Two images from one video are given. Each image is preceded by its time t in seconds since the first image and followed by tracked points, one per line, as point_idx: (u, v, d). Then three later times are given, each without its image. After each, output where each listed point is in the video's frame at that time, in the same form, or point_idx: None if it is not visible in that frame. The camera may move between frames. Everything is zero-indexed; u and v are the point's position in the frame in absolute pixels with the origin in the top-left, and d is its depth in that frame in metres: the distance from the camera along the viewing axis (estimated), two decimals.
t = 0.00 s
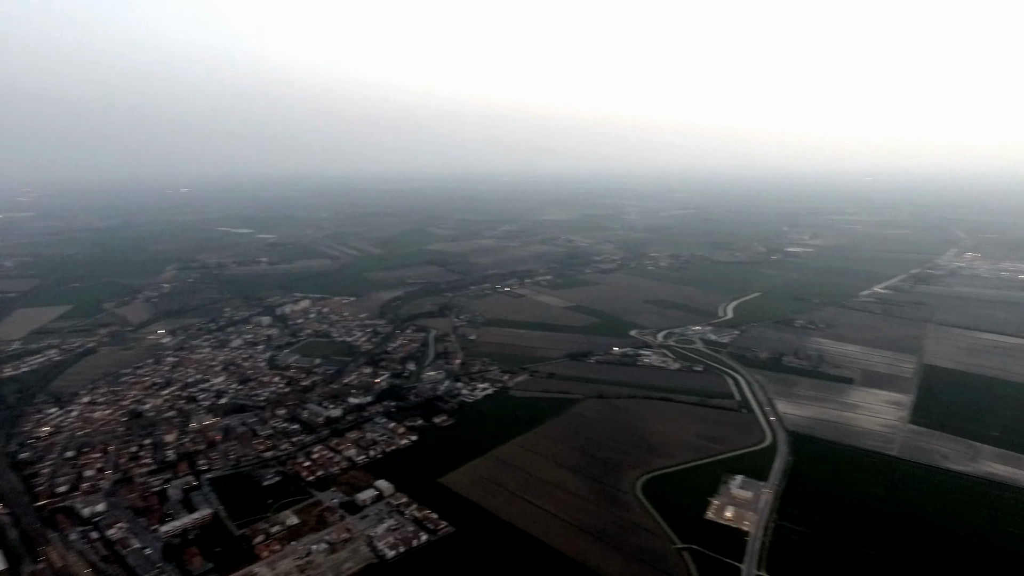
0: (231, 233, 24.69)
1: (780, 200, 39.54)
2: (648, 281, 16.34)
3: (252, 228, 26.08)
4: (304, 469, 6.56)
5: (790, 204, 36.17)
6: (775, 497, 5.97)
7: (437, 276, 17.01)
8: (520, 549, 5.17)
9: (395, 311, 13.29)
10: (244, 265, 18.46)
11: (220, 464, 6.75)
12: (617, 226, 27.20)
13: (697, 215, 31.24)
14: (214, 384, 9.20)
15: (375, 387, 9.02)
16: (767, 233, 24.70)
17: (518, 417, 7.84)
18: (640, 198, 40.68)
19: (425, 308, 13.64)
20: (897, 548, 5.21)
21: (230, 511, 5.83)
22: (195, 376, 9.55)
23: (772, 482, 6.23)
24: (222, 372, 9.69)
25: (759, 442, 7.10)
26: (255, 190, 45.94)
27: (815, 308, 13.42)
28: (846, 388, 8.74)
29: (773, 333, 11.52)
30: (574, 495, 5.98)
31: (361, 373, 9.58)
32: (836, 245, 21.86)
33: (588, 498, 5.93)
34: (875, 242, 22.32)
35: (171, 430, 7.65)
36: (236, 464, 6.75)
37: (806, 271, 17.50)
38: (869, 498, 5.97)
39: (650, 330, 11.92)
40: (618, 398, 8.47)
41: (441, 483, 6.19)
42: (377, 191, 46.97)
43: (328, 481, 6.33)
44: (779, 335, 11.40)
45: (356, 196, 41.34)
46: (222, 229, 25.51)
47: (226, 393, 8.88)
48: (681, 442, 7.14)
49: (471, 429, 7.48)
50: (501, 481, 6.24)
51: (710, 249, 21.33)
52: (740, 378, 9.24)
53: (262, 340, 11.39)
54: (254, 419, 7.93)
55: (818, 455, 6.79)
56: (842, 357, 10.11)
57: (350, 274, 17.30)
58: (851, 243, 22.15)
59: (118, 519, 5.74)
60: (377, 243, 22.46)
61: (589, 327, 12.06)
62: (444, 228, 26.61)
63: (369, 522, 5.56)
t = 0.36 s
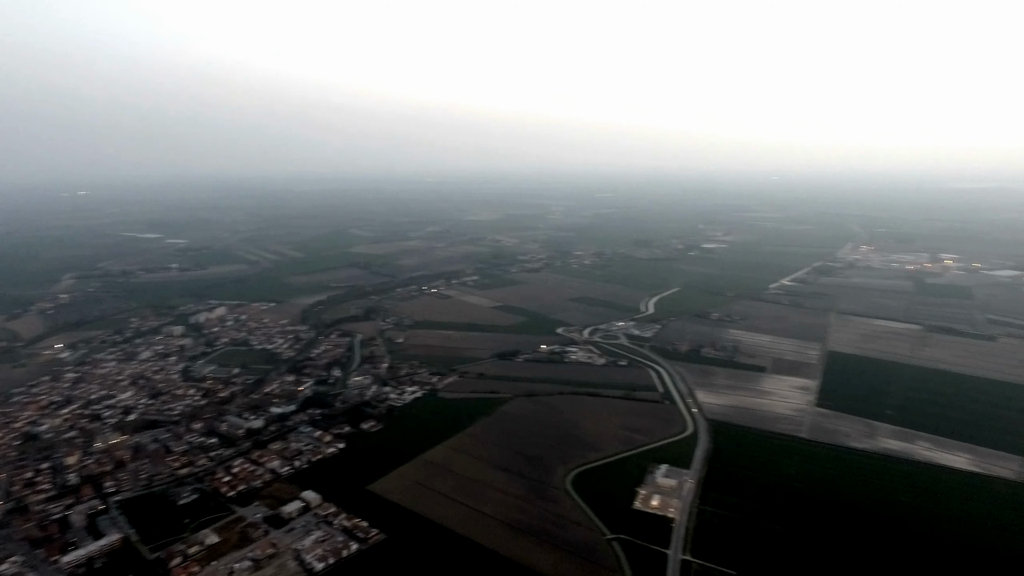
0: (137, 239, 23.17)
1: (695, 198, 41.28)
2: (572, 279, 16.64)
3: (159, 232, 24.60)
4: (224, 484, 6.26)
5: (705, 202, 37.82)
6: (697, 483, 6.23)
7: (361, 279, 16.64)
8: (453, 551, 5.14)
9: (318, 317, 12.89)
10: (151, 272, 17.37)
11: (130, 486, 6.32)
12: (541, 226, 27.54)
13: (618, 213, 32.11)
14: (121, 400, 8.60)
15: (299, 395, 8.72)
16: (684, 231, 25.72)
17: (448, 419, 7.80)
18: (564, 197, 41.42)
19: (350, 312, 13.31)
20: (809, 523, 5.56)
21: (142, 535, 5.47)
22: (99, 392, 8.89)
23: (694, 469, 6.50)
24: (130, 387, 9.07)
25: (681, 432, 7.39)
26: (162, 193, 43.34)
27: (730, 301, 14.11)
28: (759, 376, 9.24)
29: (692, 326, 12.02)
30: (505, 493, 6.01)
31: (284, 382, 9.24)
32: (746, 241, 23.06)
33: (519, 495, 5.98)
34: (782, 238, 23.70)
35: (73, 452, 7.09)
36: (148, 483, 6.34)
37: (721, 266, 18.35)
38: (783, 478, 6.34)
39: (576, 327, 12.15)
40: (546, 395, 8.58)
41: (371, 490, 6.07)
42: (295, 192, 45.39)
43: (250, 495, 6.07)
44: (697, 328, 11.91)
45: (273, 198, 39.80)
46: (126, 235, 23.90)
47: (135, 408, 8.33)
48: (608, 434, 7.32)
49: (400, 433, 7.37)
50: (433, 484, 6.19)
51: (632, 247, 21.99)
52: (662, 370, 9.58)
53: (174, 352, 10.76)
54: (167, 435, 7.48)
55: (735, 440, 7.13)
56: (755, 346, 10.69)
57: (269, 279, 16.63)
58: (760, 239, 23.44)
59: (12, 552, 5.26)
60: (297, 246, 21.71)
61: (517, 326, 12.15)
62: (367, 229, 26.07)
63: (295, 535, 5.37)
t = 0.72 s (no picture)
0: (22, 246, 21.25)
1: (613, 197, 42.46)
2: (496, 279, 16.70)
3: (49, 239, 22.68)
4: (130, 508, 5.85)
5: (622, 201, 38.97)
6: (622, 474, 6.41)
7: (277, 284, 16.01)
8: (382, 559, 5.04)
9: (232, 325, 12.29)
10: (40, 282, 15.99)
11: (21, 516, 5.79)
12: (464, 226, 27.49)
13: (539, 213, 32.54)
14: (8, 423, 7.87)
15: (212, 408, 8.28)
16: (603, 229, 26.39)
17: (374, 424, 7.64)
18: (485, 198, 41.48)
19: (266, 319, 12.77)
20: (727, 506, 5.84)
21: (37, 569, 5.03)
22: None
23: (618, 461, 6.69)
24: (19, 409, 8.31)
25: (605, 425, 7.58)
26: (50, 197, 39.93)
27: (648, 296, 14.62)
28: (677, 368, 9.63)
29: (613, 322, 12.36)
30: (434, 497, 5.95)
31: (195, 395, 8.75)
32: (661, 238, 23.96)
33: (448, 498, 5.94)
34: (694, 235, 24.78)
35: None
36: (42, 512, 5.83)
37: (638, 263, 18.98)
38: (701, 464, 6.63)
39: (500, 326, 12.21)
40: (473, 396, 8.57)
41: (294, 503, 5.85)
42: (203, 194, 43.07)
43: (161, 517, 5.71)
44: (618, 323, 12.25)
45: (178, 201, 37.56)
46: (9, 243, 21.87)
47: (25, 431, 7.64)
48: (535, 432, 7.41)
49: (324, 442, 7.15)
50: (359, 492, 6.04)
51: (553, 246, 22.34)
52: (586, 366, 9.80)
53: (70, 368, 9.95)
54: (63, 459, 6.91)
55: (656, 431, 7.40)
56: (672, 339, 11.13)
57: (176, 287, 15.69)
58: (674, 236, 24.42)
59: None
60: (207, 252, 20.62)
61: (441, 328, 12.07)
62: (282, 233, 25.11)
63: (212, 555, 5.10)
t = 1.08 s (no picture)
0: None
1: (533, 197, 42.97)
2: (418, 281, 16.50)
3: None
4: (20, 540, 5.35)
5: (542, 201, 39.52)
6: (548, 470, 6.51)
7: (184, 292, 15.13)
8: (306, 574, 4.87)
9: (134, 337, 11.50)
10: None
11: None
12: (383, 228, 26.97)
13: (461, 213, 32.45)
14: None
15: (114, 427, 7.71)
16: (524, 228, 26.65)
17: (294, 434, 7.37)
18: (405, 199, 40.88)
19: (173, 329, 12.03)
20: (650, 494, 6.04)
21: None
22: None
23: (544, 457, 6.77)
24: None
25: (531, 423, 7.67)
26: None
27: (569, 294, 14.89)
28: (599, 363, 9.87)
29: (536, 320, 12.50)
30: (360, 505, 5.81)
31: (94, 414, 8.12)
32: (581, 237, 24.47)
33: (374, 505, 5.82)
34: (612, 233, 25.47)
35: None
36: None
37: (559, 261, 19.30)
38: (624, 455, 6.83)
39: (424, 328, 12.08)
40: (398, 400, 8.44)
41: (209, 522, 5.55)
42: (97, 197, 40.00)
43: (57, 548, 5.25)
44: (541, 321, 12.41)
45: (69, 205, 34.70)
46: None
47: None
48: (461, 433, 7.39)
49: (240, 456, 6.82)
50: (280, 505, 5.82)
51: (475, 246, 22.33)
52: (510, 365, 9.86)
53: None
54: None
55: (580, 426, 7.55)
56: (594, 335, 11.39)
57: (69, 298, 14.50)
58: (593, 235, 25.01)
59: None
60: (103, 259, 19.19)
61: (363, 332, 11.79)
62: (188, 238, 23.73)
63: None
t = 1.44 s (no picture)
0: None
1: (453, 197, 42.80)
2: (337, 285, 16.05)
3: None
4: None
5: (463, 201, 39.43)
6: (476, 470, 6.51)
7: (78, 303, 14.00)
8: None
9: (21, 354, 10.52)
10: None
11: None
12: (298, 231, 26.05)
13: (380, 215, 31.82)
14: None
15: None
16: (445, 229, 26.50)
17: (206, 450, 6.99)
18: (321, 201, 39.65)
19: (66, 344, 11.11)
20: (576, 487, 6.16)
21: None
22: None
23: (471, 458, 6.77)
24: None
25: (457, 424, 7.64)
26: None
27: (492, 294, 14.94)
28: (523, 361, 9.97)
29: (460, 321, 12.46)
30: (281, 518, 5.59)
31: None
32: (502, 237, 24.60)
33: (297, 517, 5.61)
34: (533, 232, 25.77)
35: None
36: None
37: (482, 261, 19.33)
38: (549, 451, 6.93)
39: (344, 333, 11.77)
40: (319, 408, 8.18)
41: (113, 548, 5.17)
42: None
43: None
44: (465, 322, 12.38)
45: None
46: None
47: None
48: (386, 438, 7.26)
49: (147, 475, 6.40)
50: (194, 525, 5.50)
51: (396, 248, 21.98)
52: (435, 367, 9.79)
53: None
54: None
55: (506, 424, 7.60)
56: (517, 334, 11.48)
57: None
58: (514, 234, 25.20)
59: None
60: None
61: (280, 339, 11.35)
62: (81, 245, 21.98)
63: None
